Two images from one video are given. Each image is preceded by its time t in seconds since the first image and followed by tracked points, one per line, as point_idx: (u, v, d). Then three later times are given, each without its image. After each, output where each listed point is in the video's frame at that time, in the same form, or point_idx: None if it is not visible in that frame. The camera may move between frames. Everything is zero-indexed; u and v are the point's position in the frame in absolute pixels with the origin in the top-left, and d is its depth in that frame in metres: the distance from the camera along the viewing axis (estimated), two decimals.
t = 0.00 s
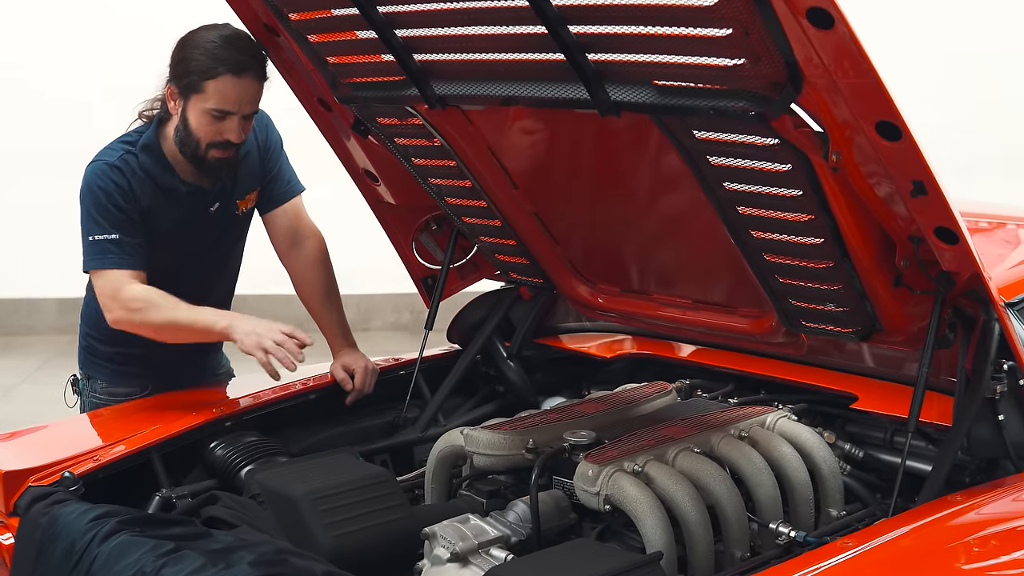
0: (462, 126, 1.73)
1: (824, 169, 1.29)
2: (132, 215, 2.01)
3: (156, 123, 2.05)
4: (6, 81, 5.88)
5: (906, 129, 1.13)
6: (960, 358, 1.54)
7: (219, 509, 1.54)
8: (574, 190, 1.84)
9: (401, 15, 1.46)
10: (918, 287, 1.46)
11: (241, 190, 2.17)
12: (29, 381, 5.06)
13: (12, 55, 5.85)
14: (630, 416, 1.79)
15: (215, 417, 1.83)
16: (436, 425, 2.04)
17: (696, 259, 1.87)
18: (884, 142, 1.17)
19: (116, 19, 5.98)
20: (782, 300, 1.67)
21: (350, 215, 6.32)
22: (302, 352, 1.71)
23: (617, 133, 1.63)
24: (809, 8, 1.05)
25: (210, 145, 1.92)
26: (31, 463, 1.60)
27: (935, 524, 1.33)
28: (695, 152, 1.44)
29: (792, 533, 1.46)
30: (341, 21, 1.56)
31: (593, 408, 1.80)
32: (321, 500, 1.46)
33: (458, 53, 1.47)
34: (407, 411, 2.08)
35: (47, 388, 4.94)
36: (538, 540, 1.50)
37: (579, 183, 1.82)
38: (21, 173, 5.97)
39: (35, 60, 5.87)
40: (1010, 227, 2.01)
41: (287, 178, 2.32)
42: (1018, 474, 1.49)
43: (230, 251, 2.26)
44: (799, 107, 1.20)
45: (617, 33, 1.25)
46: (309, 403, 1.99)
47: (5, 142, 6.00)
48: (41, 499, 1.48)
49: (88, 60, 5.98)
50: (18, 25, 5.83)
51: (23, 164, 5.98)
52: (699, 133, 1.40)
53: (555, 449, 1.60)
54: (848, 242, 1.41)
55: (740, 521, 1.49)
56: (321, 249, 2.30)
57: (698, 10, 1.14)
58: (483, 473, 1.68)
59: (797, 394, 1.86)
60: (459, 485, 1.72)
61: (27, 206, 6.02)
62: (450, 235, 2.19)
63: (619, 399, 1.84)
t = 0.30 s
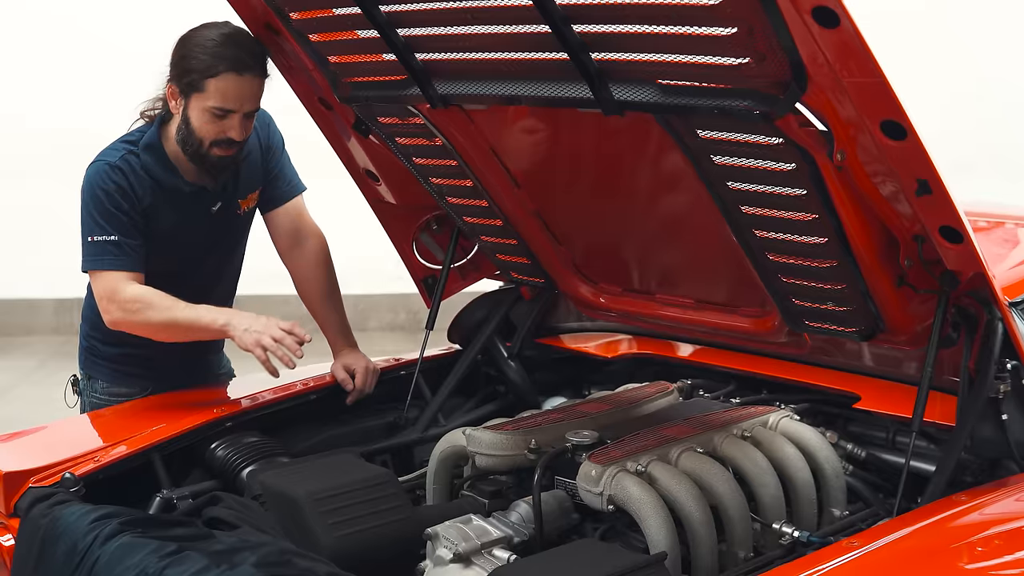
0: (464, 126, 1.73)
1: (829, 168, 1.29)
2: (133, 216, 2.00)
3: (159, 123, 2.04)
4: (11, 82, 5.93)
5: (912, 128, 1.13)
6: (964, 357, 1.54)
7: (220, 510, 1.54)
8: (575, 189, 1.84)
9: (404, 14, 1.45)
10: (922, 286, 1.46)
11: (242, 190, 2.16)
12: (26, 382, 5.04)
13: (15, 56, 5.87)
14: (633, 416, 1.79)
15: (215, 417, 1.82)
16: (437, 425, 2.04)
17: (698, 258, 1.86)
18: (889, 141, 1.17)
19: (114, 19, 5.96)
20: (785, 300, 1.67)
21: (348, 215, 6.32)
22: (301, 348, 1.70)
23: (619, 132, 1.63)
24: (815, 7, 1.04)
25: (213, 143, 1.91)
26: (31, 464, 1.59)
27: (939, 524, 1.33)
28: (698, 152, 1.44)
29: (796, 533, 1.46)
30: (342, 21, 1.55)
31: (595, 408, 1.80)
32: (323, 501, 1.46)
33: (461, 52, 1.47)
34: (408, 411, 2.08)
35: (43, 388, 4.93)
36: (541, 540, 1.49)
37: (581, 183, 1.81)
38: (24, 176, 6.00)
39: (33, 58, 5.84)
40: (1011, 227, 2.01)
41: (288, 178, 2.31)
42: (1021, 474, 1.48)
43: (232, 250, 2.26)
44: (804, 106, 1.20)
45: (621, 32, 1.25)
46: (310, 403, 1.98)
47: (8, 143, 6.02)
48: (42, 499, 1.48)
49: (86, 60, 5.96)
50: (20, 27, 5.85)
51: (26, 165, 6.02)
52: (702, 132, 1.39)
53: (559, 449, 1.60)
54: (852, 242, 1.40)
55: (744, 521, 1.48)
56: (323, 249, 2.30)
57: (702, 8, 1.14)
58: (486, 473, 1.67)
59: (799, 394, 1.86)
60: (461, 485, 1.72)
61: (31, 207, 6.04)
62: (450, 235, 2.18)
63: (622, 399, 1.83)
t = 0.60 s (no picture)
0: (464, 125, 1.72)
1: (831, 167, 1.29)
2: (122, 217, 2.00)
3: (151, 122, 2.04)
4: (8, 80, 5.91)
5: (915, 127, 1.13)
6: (965, 356, 1.54)
7: (220, 510, 1.53)
8: (575, 189, 1.83)
9: (405, 13, 1.45)
10: (923, 285, 1.46)
11: (237, 189, 2.16)
12: (22, 382, 5.02)
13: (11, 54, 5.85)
14: (633, 416, 1.78)
15: (214, 417, 1.82)
16: (436, 425, 2.03)
17: (697, 258, 1.86)
18: (891, 140, 1.17)
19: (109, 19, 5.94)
20: (786, 300, 1.66)
21: (345, 215, 6.31)
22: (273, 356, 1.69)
23: (618, 131, 1.63)
24: (818, 6, 1.04)
25: (201, 138, 1.90)
26: (30, 464, 1.59)
27: (939, 524, 1.33)
28: (700, 151, 1.44)
29: (796, 532, 1.46)
30: (343, 20, 1.55)
31: (595, 408, 1.79)
32: (323, 501, 1.45)
33: (461, 51, 1.46)
34: (407, 411, 2.08)
35: (40, 388, 4.92)
36: (542, 540, 1.49)
37: (581, 182, 1.81)
38: (19, 175, 5.96)
39: (28, 56, 5.81)
40: (1009, 226, 2.02)
41: (287, 177, 2.31)
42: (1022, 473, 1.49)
43: (228, 249, 2.25)
44: (806, 105, 1.20)
45: (624, 31, 1.24)
46: (310, 403, 1.98)
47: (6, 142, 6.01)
48: (42, 500, 1.47)
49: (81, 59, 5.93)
50: (15, 25, 5.81)
51: (21, 165, 5.95)
52: (704, 132, 1.39)
53: (559, 449, 1.60)
54: (854, 241, 1.41)
55: (745, 521, 1.48)
56: (320, 249, 2.29)
57: (704, 7, 1.14)
58: (486, 474, 1.67)
59: (800, 394, 1.86)
60: (461, 485, 1.72)
61: (29, 207, 6.01)
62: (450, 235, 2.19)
63: (622, 399, 1.83)
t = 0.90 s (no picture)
0: (464, 124, 1.72)
1: (834, 168, 1.29)
2: (113, 217, 2.00)
3: (146, 122, 2.03)
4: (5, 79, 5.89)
5: (919, 127, 1.13)
6: (967, 356, 1.54)
7: (221, 512, 1.53)
8: (574, 189, 1.83)
9: (405, 13, 1.44)
10: (925, 286, 1.46)
11: (232, 190, 2.15)
12: (18, 383, 5.00)
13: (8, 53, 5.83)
14: (635, 417, 1.78)
15: (214, 419, 1.81)
16: (436, 426, 2.02)
17: (698, 258, 1.86)
18: (895, 140, 1.17)
19: (106, 18, 5.92)
20: (788, 300, 1.66)
21: (342, 216, 6.30)
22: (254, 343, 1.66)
23: (618, 131, 1.62)
24: (823, 6, 1.04)
25: (192, 135, 1.90)
26: (29, 465, 1.58)
27: (942, 524, 1.33)
28: (702, 151, 1.43)
29: (798, 534, 1.46)
30: (343, 20, 1.54)
31: (597, 409, 1.79)
32: (324, 502, 1.45)
33: (462, 52, 1.46)
34: (407, 412, 2.07)
35: (37, 389, 4.91)
36: (544, 542, 1.49)
37: (580, 182, 1.81)
38: (27, 177, 6.04)
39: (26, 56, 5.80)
40: (1007, 226, 2.02)
41: (286, 178, 2.30)
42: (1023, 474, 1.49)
43: (225, 248, 2.24)
44: (809, 105, 1.20)
45: (627, 31, 1.24)
46: (309, 404, 1.97)
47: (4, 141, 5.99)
48: (42, 502, 1.47)
49: (77, 59, 5.92)
50: (12, 25, 5.81)
51: (26, 166, 6.02)
52: (706, 132, 1.39)
53: (561, 450, 1.59)
54: (856, 241, 1.40)
55: (747, 522, 1.48)
56: (320, 249, 2.28)
57: (707, 8, 1.13)
58: (486, 475, 1.66)
59: (800, 394, 1.87)
60: (462, 487, 1.71)
61: (31, 206, 6.07)
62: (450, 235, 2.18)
63: (623, 400, 1.82)
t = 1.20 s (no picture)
0: (467, 125, 1.72)
1: (839, 169, 1.29)
2: (114, 212, 2.00)
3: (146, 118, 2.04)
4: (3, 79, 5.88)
5: (925, 129, 1.13)
6: (971, 358, 1.55)
7: (223, 514, 1.52)
8: (576, 190, 1.83)
9: (409, 14, 1.43)
10: (930, 287, 1.46)
11: (235, 188, 2.16)
12: (15, 385, 4.98)
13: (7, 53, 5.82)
14: (637, 419, 1.77)
15: (216, 420, 1.80)
16: (438, 428, 2.02)
17: (700, 259, 1.85)
18: (901, 141, 1.17)
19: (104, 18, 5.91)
20: (791, 301, 1.66)
21: (341, 217, 6.30)
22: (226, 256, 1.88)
23: (620, 132, 1.62)
24: (830, 7, 1.04)
25: (174, 122, 1.95)
26: (31, 467, 1.57)
27: (946, 526, 1.33)
28: (707, 152, 1.43)
29: (803, 535, 1.45)
30: (345, 20, 1.54)
31: (599, 410, 1.78)
32: (327, 505, 1.45)
33: (465, 52, 1.45)
34: (409, 413, 2.06)
35: (34, 390, 4.90)
36: (547, 545, 1.48)
37: (582, 183, 1.80)
38: (26, 178, 6.02)
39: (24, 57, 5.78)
40: (1007, 227, 2.02)
41: (287, 179, 2.30)
42: None
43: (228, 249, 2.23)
44: (815, 107, 1.19)
45: (632, 33, 1.24)
46: (311, 406, 1.97)
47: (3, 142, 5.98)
48: (43, 504, 1.46)
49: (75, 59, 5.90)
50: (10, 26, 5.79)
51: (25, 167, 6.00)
52: (711, 133, 1.38)
53: (565, 453, 1.59)
54: (861, 242, 1.40)
55: (751, 523, 1.48)
56: (320, 250, 2.25)
57: (713, 9, 1.13)
58: (489, 476, 1.66)
59: (803, 396, 1.87)
60: (464, 489, 1.71)
61: (28, 206, 6.05)
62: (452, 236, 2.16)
63: (625, 402, 1.82)
